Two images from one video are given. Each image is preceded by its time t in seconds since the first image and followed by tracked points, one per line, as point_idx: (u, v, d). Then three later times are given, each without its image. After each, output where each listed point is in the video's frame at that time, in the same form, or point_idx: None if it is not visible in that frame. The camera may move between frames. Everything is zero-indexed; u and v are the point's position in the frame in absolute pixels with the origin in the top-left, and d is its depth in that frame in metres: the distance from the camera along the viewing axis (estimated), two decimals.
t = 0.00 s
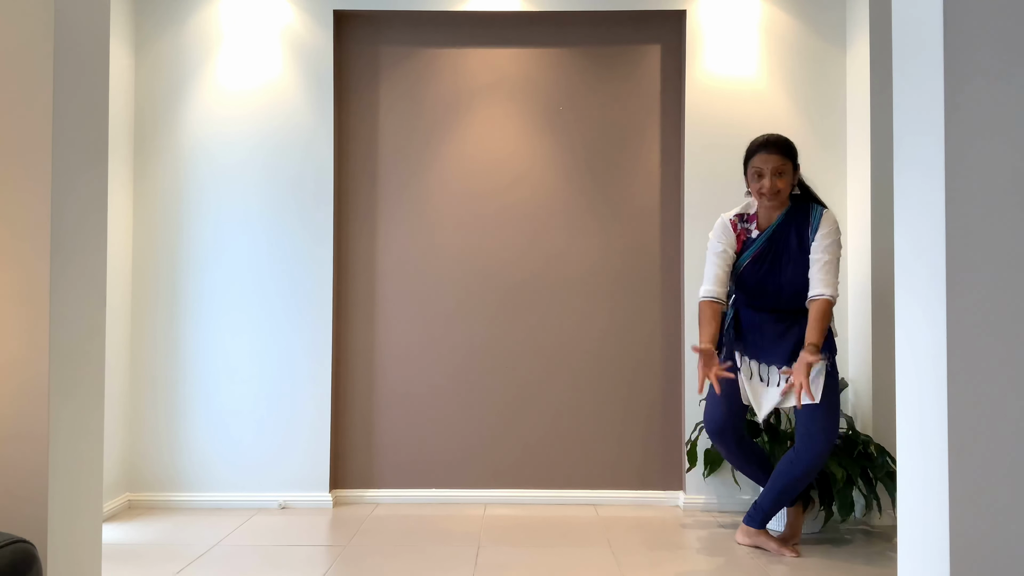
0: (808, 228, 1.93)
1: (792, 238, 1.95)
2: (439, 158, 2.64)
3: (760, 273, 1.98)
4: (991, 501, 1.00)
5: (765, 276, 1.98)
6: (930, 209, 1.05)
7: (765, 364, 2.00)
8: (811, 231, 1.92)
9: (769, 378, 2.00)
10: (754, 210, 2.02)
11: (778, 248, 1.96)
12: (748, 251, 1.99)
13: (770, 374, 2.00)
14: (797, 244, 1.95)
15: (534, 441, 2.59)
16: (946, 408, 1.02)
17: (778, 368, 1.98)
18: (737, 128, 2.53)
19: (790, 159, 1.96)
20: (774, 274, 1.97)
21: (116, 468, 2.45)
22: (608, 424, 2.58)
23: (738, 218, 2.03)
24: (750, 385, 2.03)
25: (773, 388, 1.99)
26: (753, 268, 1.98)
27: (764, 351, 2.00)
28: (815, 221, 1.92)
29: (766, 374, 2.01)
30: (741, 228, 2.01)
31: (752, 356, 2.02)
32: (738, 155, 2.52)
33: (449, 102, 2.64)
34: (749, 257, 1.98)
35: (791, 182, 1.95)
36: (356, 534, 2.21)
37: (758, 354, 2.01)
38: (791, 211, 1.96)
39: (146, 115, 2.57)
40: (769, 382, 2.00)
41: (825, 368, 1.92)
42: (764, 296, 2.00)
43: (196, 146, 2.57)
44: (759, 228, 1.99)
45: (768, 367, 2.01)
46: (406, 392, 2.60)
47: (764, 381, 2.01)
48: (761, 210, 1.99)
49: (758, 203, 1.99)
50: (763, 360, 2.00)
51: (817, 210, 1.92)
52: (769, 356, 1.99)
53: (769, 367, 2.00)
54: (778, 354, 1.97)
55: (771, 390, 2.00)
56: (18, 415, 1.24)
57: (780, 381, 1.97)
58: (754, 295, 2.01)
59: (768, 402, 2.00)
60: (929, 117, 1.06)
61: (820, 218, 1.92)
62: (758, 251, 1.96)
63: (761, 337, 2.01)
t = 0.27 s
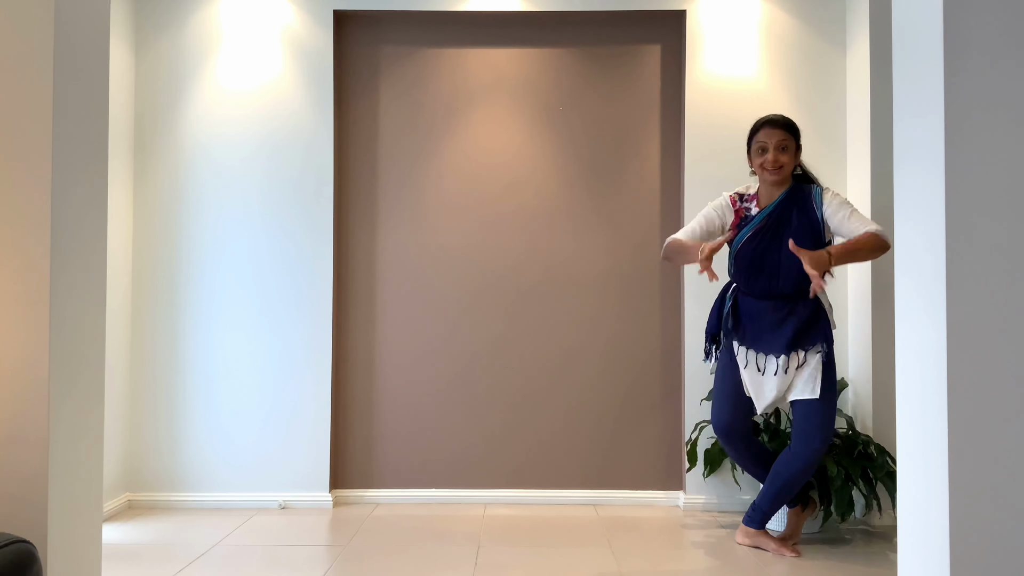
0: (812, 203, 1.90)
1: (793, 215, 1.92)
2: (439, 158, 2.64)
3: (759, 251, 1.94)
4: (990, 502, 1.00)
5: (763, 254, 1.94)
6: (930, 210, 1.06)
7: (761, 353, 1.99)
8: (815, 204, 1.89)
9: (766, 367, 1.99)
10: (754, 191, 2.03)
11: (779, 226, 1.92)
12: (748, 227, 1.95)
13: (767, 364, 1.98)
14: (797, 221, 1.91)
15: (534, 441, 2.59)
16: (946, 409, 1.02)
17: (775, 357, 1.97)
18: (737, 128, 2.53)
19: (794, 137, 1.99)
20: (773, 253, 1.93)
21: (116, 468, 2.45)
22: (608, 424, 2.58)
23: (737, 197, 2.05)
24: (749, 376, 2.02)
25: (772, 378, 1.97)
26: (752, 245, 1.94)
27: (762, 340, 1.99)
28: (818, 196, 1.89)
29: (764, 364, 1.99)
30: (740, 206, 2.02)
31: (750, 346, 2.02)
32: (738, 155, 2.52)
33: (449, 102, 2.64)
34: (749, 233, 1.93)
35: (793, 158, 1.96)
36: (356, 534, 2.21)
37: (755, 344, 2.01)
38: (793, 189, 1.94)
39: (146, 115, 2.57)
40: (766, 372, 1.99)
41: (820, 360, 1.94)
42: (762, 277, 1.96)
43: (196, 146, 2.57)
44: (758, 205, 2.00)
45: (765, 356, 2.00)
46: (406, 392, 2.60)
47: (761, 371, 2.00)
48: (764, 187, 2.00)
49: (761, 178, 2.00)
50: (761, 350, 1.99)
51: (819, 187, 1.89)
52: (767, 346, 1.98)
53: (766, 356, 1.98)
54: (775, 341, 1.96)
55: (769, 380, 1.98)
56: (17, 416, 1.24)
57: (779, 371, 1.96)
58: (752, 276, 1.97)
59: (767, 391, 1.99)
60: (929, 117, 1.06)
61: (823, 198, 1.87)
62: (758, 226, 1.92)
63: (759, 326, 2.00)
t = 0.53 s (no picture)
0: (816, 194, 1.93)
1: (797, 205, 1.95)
2: (439, 158, 2.64)
3: (762, 240, 1.97)
4: (990, 501, 1.00)
5: (766, 244, 1.97)
6: (930, 210, 1.06)
7: (763, 351, 1.99)
8: (818, 194, 1.93)
9: (769, 364, 1.97)
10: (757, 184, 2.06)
11: (782, 216, 1.95)
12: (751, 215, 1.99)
13: (770, 360, 1.97)
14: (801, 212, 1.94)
15: (534, 441, 2.59)
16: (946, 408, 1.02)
17: (778, 352, 1.96)
18: (737, 128, 2.53)
19: (797, 131, 2.00)
20: (776, 243, 1.96)
21: (116, 468, 2.45)
22: (608, 424, 2.58)
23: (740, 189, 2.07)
24: (752, 373, 2.01)
25: (774, 375, 1.96)
26: (756, 233, 1.98)
27: (765, 337, 1.99)
28: (821, 186, 1.93)
29: (766, 361, 1.98)
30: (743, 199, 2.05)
31: (752, 343, 2.02)
32: (738, 155, 2.53)
33: (449, 102, 2.64)
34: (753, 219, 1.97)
35: (795, 151, 1.99)
36: (356, 534, 2.21)
37: (757, 341, 2.00)
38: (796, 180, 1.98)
39: (146, 115, 2.57)
40: (769, 369, 1.97)
41: (823, 360, 1.96)
42: (765, 268, 1.97)
43: (196, 146, 2.57)
44: (760, 198, 2.02)
45: (767, 353, 1.99)
46: (406, 393, 2.60)
47: (764, 368, 1.98)
48: (767, 180, 2.02)
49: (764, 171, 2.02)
50: (764, 347, 1.99)
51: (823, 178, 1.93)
52: (770, 343, 1.97)
53: (768, 353, 1.97)
54: (778, 338, 1.96)
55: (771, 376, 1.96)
56: (18, 416, 1.24)
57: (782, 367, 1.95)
58: (755, 266, 1.99)
59: (769, 388, 1.97)
60: (928, 118, 1.06)
61: (826, 186, 1.92)
62: (762, 214, 1.96)
63: (761, 322, 2.00)
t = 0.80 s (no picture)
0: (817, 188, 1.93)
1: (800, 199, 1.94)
2: (439, 158, 2.64)
3: (764, 233, 1.96)
4: (989, 501, 1.00)
5: (768, 237, 1.96)
6: (930, 210, 1.06)
7: (762, 345, 2.00)
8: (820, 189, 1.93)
9: (769, 358, 1.98)
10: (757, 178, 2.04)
11: (785, 209, 1.95)
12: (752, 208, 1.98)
13: (769, 354, 1.98)
14: (803, 206, 1.94)
15: (534, 441, 2.59)
16: (946, 408, 1.02)
17: (778, 347, 1.97)
18: (737, 128, 2.53)
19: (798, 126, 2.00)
20: (778, 236, 1.96)
21: (116, 468, 2.45)
22: (608, 424, 2.58)
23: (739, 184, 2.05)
24: (753, 368, 2.02)
25: (774, 369, 1.97)
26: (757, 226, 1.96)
27: (767, 331, 2.00)
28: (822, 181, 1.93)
29: (767, 355, 1.99)
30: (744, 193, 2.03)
31: (753, 337, 2.03)
32: (738, 155, 2.53)
33: (449, 102, 2.64)
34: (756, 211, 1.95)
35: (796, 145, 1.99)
36: (356, 534, 2.21)
37: (759, 336, 2.01)
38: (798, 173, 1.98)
39: (146, 115, 2.57)
40: (768, 363, 1.98)
41: (826, 356, 1.96)
42: (767, 262, 1.97)
43: (196, 146, 2.57)
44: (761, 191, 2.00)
45: (767, 347, 2.00)
46: (406, 393, 2.60)
47: (763, 362, 1.99)
48: (768, 176, 2.00)
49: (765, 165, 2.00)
50: (766, 342, 2.00)
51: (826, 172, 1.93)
52: (771, 338, 1.98)
53: (770, 347, 1.98)
54: (779, 333, 1.97)
55: (772, 370, 1.97)
56: (18, 416, 1.24)
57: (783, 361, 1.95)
58: (757, 259, 1.99)
59: (770, 382, 1.97)
60: (928, 117, 1.06)
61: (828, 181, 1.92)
62: (765, 207, 1.94)
63: (763, 317, 2.01)
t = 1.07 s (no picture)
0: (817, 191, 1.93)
1: (799, 197, 1.94)
2: (439, 158, 2.64)
3: (763, 231, 1.96)
4: (989, 502, 1.00)
5: (767, 235, 1.96)
6: (930, 210, 1.06)
7: (768, 345, 2.00)
8: (820, 192, 1.93)
9: (775, 358, 1.98)
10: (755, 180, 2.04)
11: (784, 207, 1.95)
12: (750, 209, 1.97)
13: (776, 354, 1.98)
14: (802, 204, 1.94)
15: (534, 441, 2.59)
16: (946, 408, 1.02)
17: (783, 347, 1.97)
18: (737, 128, 2.53)
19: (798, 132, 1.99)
20: (777, 235, 1.95)
21: (116, 468, 2.45)
22: (608, 424, 2.58)
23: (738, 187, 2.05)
24: (759, 368, 2.02)
25: (781, 368, 1.97)
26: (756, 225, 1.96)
27: (769, 330, 1.99)
28: (822, 185, 1.94)
29: (773, 355, 1.99)
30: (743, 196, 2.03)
31: (756, 337, 2.03)
32: (738, 155, 2.52)
33: (450, 102, 2.64)
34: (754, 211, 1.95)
35: (795, 151, 1.98)
36: (356, 534, 2.21)
37: (762, 334, 2.01)
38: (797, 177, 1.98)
39: (146, 116, 2.57)
40: (775, 363, 1.99)
41: (831, 353, 1.96)
42: (767, 260, 1.97)
43: (195, 146, 2.57)
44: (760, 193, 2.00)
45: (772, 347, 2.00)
46: (406, 393, 2.60)
47: (769, 362, 2.00)
48: (767, 180, 2.01)
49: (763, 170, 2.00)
50: (768, 341, 2.00)
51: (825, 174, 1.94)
52: (774, 336, 1.98)
53: (773, 347, 1.99)
54: (783, 332, 1.97)
55: (778, 370, 1.98)
56: (17, 416, 1.24)
57: (790, 361, 1.96)
58: (756, 258, 1.98)
59: (776, 381, 1.98)
60: (928, 117, 1.06)
61: (829, 184, 1.93)
62: (763, 206, 1.95)
63: (765, 315, 2.00)
